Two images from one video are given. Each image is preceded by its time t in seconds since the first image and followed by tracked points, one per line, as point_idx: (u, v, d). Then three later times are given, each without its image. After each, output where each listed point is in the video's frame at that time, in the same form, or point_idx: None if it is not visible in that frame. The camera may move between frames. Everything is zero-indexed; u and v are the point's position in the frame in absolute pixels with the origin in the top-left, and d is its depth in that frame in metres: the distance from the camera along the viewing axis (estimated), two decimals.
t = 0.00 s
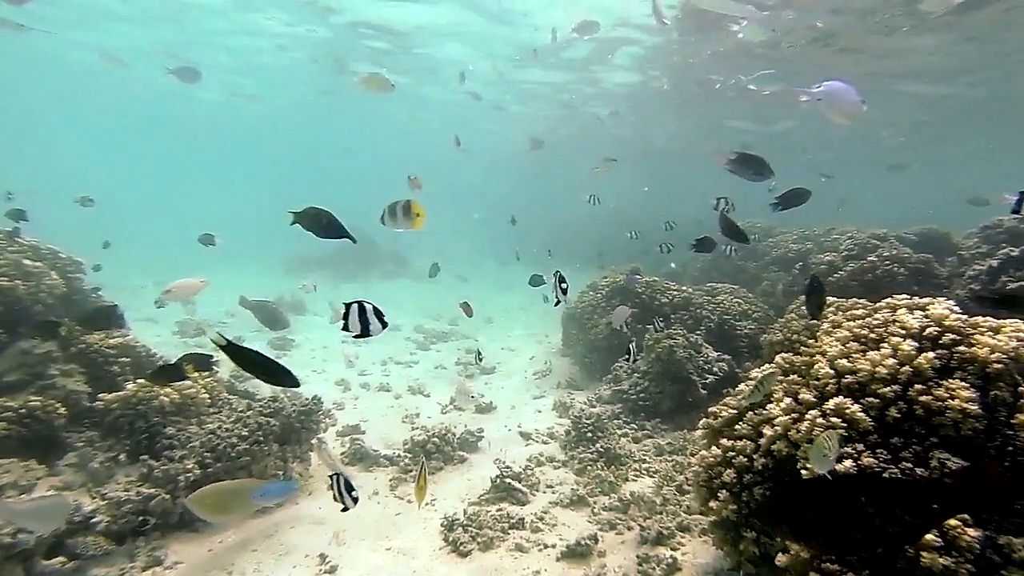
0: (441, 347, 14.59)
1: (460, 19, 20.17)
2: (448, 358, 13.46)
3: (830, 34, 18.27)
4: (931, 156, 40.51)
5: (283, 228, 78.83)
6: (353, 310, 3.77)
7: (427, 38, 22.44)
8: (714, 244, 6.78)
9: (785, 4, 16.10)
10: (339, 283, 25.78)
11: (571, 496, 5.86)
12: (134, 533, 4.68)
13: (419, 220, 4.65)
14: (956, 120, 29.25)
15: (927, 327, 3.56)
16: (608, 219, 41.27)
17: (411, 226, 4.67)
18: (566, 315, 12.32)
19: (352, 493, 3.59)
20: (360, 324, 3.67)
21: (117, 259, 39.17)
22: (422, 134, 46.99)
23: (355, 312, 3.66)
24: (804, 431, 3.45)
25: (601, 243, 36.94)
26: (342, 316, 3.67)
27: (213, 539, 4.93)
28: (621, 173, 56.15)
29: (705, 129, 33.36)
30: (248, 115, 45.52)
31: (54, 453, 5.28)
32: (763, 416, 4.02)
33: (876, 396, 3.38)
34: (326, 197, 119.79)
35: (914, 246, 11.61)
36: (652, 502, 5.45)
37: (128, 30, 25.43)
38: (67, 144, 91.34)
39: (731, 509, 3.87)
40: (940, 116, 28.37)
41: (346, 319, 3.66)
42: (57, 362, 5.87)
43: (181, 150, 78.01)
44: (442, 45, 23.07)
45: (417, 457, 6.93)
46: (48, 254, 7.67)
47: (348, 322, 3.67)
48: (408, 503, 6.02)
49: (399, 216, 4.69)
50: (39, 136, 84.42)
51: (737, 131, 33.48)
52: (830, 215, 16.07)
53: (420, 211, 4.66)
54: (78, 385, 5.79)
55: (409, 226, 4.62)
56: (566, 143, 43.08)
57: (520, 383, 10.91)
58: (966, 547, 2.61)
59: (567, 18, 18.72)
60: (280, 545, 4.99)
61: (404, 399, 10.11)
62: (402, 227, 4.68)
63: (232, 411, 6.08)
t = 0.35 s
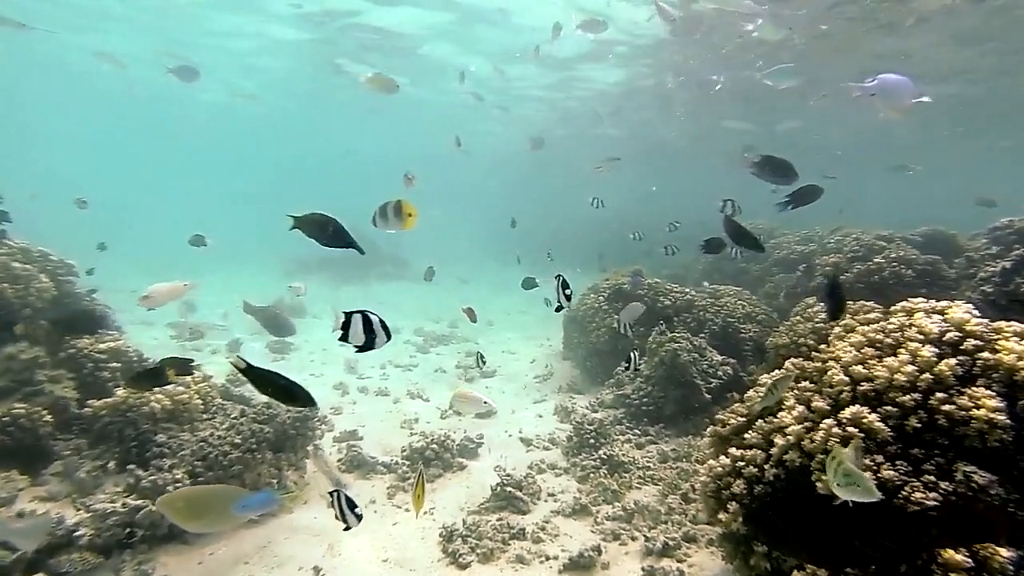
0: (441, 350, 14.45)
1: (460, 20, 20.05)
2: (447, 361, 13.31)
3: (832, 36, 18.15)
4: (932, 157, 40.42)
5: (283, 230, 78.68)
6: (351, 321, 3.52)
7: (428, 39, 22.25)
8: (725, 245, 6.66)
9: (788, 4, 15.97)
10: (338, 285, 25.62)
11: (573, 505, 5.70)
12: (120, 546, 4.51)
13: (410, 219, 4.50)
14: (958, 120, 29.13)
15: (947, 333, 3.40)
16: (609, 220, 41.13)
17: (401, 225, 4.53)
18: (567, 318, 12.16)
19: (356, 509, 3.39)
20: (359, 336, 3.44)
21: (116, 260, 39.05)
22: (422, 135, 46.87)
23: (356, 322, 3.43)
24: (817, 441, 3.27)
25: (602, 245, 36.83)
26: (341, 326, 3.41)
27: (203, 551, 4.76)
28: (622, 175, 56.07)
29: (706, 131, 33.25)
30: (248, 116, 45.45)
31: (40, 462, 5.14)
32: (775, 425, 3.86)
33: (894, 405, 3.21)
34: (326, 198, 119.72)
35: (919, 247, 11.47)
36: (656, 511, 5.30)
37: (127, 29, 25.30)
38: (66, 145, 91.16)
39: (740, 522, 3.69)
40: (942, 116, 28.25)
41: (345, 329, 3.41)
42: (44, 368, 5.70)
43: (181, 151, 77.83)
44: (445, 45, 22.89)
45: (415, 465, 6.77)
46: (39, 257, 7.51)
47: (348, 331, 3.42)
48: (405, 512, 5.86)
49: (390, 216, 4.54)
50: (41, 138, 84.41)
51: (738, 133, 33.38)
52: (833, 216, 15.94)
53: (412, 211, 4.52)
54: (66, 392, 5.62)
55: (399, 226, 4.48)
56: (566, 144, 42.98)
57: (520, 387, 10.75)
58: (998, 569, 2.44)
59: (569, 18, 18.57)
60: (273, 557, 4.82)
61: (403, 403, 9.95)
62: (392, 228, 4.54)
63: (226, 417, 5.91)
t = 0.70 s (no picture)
0: (439, 353, 14.29)
1: (458, 19, 19.87)
2: (445, 363, 13.15)
3: (832, 32, 18.02)
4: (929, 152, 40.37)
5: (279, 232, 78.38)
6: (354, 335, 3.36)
7: (426, 38, 22.05)
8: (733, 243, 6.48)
9: None
10: (336, 287, 25.42)
11: (576, 512, 5.53)
12: (103, 564, 4.33)
13: (398, 219, 4.34)
14: (956, 115, 29.07)
15: (969, 332, 3.23)
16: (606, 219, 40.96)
17: (386, 227, 4.35)
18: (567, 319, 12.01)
19: (361, 529, 3.23)
20: (364, 351, 3.30)
21: (112, 263, 38.78)
22: (419, 135, 46.66)
23: (362, 336, 3.28)
24: (833, 447, 3.09)
25: (600, 244, 36.69)
26: (347, 341, 3.26)
27: (190, 568, 4.57)
28: (619, 173, 55.97)
29: (703, 128, 33.09)
30: (244, 117, 45.25)
31: (21, 476, 4.95)
32: (787, 429, 3.69)
33: (916, 408, 3.04)
34: (323, 200, 119.44)
35: (921, 244, 11.35)
36: (661, 518, 5.13)
37: (122, 30, 25.07)
38: (61, 148, 90.62)
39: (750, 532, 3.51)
40: (941, 111, 28.11)
41: (351, 345, 3.25)
42: (27, 376, 5.51)
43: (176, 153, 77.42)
44: (443, 44, 22.70)
45: (413, 472, 6.61)
46: (24, 262, 7.32)
47: (353, 348, 3.27)
48: (403, 521, 5.70)
49: (376, 217, 4.36)
50: (36, 141, 83.95)
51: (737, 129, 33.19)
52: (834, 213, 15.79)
53: (399, 210, 4.37)
54: (49, 401, 5.43)
55: (387, 228, 4.30)
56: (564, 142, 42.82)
57: (519, 389, 10.59)
58: None
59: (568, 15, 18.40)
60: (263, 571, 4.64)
61: (400, 407, 9.76)
62: (378, 229, 4.36)
63: (217, 424, 5.71)
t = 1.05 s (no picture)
0: (434, 354, 14.13)
1: (448, 17, 19.72)
2: (440, 365, 13.00)
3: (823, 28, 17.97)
4: (924, 146, 40.34)
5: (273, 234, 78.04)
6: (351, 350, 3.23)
7: (417, 37, 21.92)
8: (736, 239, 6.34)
9: None
10: (329, 288, 25.24)
11: (574, 518, 5.36)
12: None
13: (382, 218, 4.15)
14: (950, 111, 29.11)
15: (986, 330, 3.07)
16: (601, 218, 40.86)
17: (368, 225, 4.15)
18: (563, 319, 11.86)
19: (363, 547, 3.04)
20: (362, 367, 3.16)
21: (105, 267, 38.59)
22: (412, 135, 46.47)
23: (360, 351, 3.16)
24: (845, 451, 2.93)
25: (595, 243, 36.57)
26: (345, 357, 3.13)
27: None
28: (614, 171, 55.88)
29: (697, 125, 33.01)
30: (237, 118, 45.11)
31: None
32: (794, 433, 3.53)
33: (931, 410, 2.88)
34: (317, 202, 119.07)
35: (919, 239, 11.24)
36: (662, 523, 4.98)
37: (109, 31, 24.87)
38: (52, 151, 90.11)
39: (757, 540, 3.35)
40: (935, 106, 28.05)
41: (350, 361, 3.12)
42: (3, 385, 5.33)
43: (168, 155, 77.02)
44: (434, 44, 22.57)
45: (406, 478, 6.45)
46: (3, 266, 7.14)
47: (351, 364, 3.14)
48: (396, 530, 5.53)
49: (359, 216, 4.16)
50: (28, 144, 83.56)
51: (731, 126, 33.11)
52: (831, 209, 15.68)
53: (383, 210, 4.18)
54: (26, 411, 5.24)
55: (373, 227, 4.11)
56: (558, 141, 42.73)
57: (515, 390, 10.44)
58: None
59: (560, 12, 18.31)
60: None
61: (394, 411, 9.56)
62: (362, 228, 4.15)
63: (202, 432, 5.51)
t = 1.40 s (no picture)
0: (431, 357, 13.95)
1: (442, 18, 19.60)
2: (437, 368, 12.83)
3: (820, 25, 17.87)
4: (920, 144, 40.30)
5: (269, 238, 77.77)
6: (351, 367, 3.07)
7: (412, 38, 21.78)
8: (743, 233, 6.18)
9: None
10: (325, 291, 25.04)
11: (576, 528, 5.18)
12: None
13: (370, 220, 3.97)
14: (946, 108, 29.07)
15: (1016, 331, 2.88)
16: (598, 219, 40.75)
17: (356, 228, 4.00)
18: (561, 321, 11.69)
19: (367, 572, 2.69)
20: (364, 385, 3.01)
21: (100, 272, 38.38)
22: (408, 136, 46.31)
23: (362, 368, 3.01)
24: (865, 459, 2.72)
25: (592, 244, 36.40)
26: (346, 375, 2.99)
27: None
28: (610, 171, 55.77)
29: (693, 123, 32.90)
30: (232, 122, 44.95)
31: None
32: (808, 439, 3.35)
33: (958, 417, 2.68)
34: (313, 205, 118.85)
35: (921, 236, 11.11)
36: (668, 533, 4.79)
37: (100, 35, 24.70)
38: (46, 157, 89.72)
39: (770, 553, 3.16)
40: (932, 103, 27.95)
41: (352, 379, 2.98)
42: None
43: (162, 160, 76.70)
44: (429, 45, 22.44)
45: (403, 487, 6.26)
46: None
47: (353, 382, 3.00)
48: (392, 541, 5.34)
49: (346, 219, 4.01)
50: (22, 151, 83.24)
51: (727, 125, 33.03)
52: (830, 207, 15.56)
53: (369, 210, 4.00)
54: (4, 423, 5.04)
55: (360, 230, 3.95)
56: (554, 142, 42.62)
57: (513, 394, 10.26)
58: None
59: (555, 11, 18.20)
60: None
61: (390, 417, 9.35)
62: (348, 232, 4.03)
63: (189, 444, 5.29)
